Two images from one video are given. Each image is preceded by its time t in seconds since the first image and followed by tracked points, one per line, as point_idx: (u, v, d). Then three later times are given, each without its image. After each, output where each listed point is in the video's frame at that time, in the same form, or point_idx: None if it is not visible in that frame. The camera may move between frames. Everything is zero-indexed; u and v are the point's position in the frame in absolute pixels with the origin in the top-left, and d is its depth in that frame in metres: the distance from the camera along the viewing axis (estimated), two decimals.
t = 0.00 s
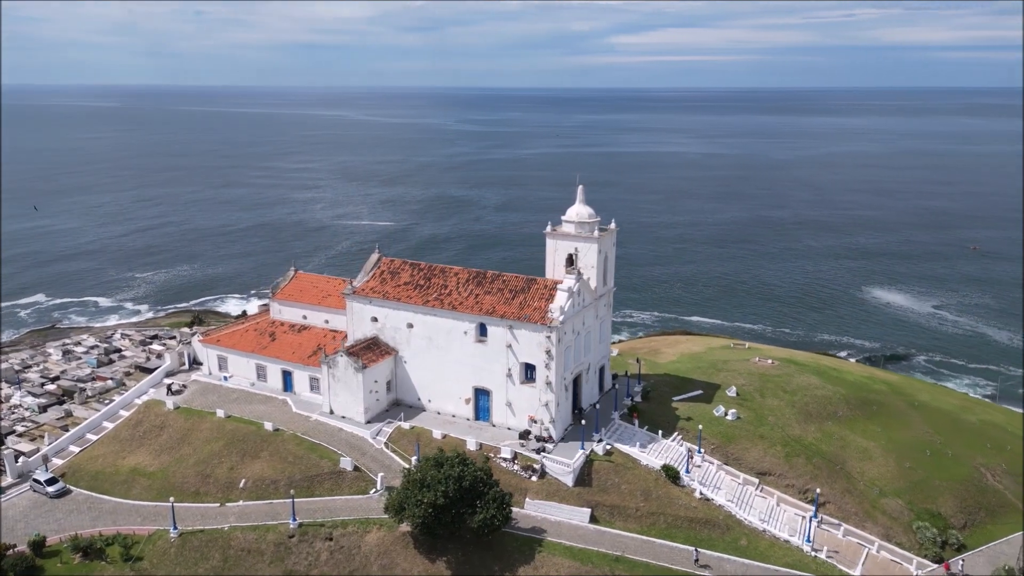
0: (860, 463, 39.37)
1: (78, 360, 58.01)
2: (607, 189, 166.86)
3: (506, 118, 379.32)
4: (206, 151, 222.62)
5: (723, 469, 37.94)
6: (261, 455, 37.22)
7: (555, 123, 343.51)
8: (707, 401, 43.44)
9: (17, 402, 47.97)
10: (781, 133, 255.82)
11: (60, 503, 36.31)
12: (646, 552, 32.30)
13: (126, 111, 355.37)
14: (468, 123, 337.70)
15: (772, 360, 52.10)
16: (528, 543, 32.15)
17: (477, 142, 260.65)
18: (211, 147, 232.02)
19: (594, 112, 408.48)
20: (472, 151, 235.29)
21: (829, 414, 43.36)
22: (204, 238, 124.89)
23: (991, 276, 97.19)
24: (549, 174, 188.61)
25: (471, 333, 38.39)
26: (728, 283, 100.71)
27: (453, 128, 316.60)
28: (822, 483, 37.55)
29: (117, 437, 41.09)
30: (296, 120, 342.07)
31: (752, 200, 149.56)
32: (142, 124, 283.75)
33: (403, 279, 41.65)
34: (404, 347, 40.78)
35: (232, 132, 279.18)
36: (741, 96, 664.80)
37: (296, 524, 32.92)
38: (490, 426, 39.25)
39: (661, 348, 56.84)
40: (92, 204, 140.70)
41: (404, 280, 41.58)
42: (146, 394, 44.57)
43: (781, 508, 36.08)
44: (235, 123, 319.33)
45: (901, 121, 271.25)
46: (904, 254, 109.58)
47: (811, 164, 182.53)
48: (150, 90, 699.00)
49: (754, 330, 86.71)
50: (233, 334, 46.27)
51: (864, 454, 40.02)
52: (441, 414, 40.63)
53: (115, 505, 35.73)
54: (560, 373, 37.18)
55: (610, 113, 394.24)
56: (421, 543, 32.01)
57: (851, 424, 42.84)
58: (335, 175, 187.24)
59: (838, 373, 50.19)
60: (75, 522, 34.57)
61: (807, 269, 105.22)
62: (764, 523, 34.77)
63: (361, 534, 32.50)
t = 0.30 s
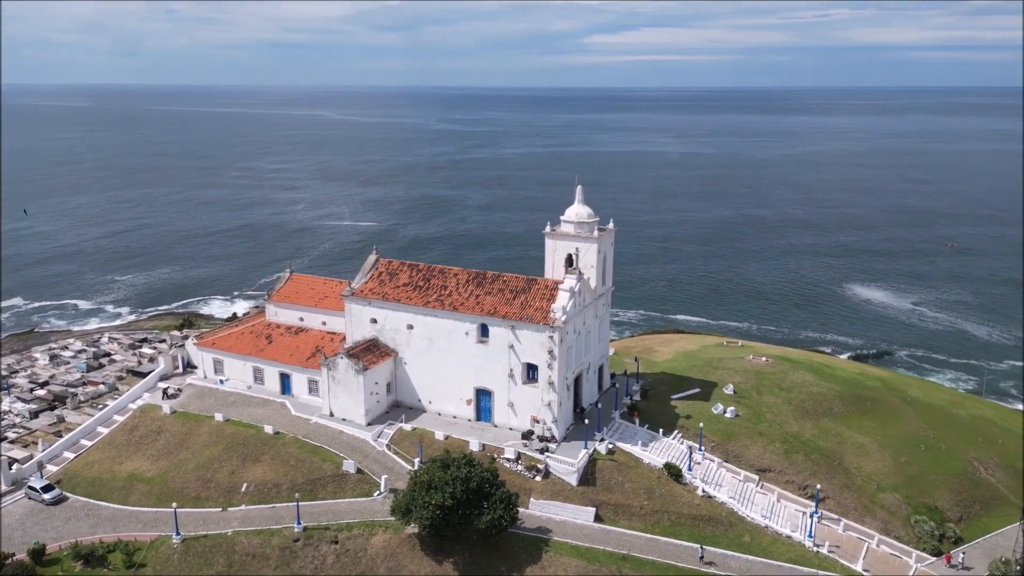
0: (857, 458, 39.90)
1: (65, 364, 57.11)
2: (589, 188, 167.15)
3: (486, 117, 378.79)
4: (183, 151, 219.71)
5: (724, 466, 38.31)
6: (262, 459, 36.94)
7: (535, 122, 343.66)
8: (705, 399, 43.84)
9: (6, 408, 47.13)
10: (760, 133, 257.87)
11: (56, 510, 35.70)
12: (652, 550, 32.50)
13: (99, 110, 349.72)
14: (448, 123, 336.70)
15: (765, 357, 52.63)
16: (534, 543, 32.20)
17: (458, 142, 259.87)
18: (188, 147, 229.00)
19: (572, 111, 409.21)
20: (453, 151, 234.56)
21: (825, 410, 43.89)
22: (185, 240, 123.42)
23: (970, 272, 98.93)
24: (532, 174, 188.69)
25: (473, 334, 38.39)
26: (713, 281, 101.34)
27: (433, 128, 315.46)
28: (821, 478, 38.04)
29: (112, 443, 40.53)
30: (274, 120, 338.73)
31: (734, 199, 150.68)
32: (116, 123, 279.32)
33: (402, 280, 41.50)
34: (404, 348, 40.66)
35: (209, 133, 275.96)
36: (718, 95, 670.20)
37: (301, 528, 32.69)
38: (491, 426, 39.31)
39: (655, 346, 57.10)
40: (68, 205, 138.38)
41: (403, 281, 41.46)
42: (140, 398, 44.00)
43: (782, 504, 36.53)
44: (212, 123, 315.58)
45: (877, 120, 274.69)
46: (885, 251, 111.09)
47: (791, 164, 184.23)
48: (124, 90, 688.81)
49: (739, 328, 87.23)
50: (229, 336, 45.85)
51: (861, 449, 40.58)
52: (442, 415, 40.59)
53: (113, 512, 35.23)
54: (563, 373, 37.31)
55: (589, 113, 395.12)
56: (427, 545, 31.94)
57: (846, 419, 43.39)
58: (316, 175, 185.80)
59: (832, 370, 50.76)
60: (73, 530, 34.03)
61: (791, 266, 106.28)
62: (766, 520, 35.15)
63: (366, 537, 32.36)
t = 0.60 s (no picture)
0: (854, 453, 40.50)
1: (53, 369, 56.16)
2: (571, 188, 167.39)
3: (465, 116, 377.80)
4: (159, 151, 216.59)
5: (725, 464, 38.72)
6: (264, 462, 36.65)
7: (515, 121, 343.49)
8: (704, 397, 44.27)
9: None
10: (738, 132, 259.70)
11: (54, 518, 35.15)
12: (657, 548, 32.69)
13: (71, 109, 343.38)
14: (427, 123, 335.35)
15: (759, 354, 53.15)
16: (541, 542, 32.28)
17: (438, 142, 258.81)
18: (164, 147, 225.74)
19: (551, 110, 409.31)
20: (434, 151, 233.60)
21: (821, 406, 44.46)
22: (165, 242, 121.77)
23: (949, 269, 100.57)
24: (514, 174, 188.61)
25: (474, 334, 38.39)
26: (697, 279, 101.96)
27: (412, 127, 313.99)
28: (820, 474, 38.58)
29: (108, 448, 39.92)
30: (251, 120, 335.05)
31: (715, 198, 151.79)
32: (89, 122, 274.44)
33: (401, 281, 41.37)
34: (404, 350, 40.55)
35: (185, 132, 272.40)
36: (696, 93, 673.93)
37: (306, 532, 32.47)
38: (493, 427, 39.35)
39: (649, 345, 57.43)
40: (43, 206, 135.87)
41: (402, 282, 41.32)
42: (136, 403, 43.45)
43: (782, 500, 36.96)
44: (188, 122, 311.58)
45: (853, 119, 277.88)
46: (865, 249, 112.53)
47: (770, 163, 185.84)
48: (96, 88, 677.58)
49: (725, 326, 87.81)
50: (224, 339, 45.40)
51: (857, 444, 41.20)
52: (443, 416, 40.55)
53: (113, 519, 34.75)
54: (565, 373, 37.45)
55: (568, 112, 395.58)
56: (434, 546, 31.88)
57: (842, 415, 43.97)
58: (296, 176, 184.10)
59: (825, 366, 51.40)
60: (73, 537, 33.53)
61: (775, 264, 107.29)
62: (768, 516, 35.51)
63: (372, 539, 32.18)
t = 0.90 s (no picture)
0: (851, 449, 41.07)
1: (40, 374, 55.18)
2: (553, 188, 167.52)
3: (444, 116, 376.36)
4: (134, 152, 213.26)
5: (725, 461, 39.13)
6: (266, 466, 36.36)
7: (494, 121, 342.96)
8: (702, 395, 44.72)
9: None
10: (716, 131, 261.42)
11: (51, 525, 34.56)
12: (662, 546, 32.92)
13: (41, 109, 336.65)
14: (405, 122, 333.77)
15: (753, 352, 53.67)
16: (548, 542, 32.37)
17: (418, 142, 257.59)
18: (139, 148, 222.27)
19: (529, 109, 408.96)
20: (413, 151, 232.44)
21: (816, 403, 44.99)
22: (145, 244, 120.03)
23: (929, 266, 102.06)
24: (496, 173, 188.50)
25: (476, 335, 38.38)
26: (682, 278, 102.54)
27: (391, 127, 312.37)
28: (818, 470, 39.10)
29: (104, 454, 39.30)
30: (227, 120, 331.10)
31: (697, 197, 152.79)
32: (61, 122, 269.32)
33: (400, 283, 41.23)
34: (405, 351, 40.45)
35: (160, 133, 268.49)
36: (673, 92, 677.14)
37: (312, 535, 32.28)
38: (495, 427, 39.40)
39: (642, 344, 57.77)
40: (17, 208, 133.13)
41: (401, 283, 41.17)
42: (131, 407, 42.86)
43: (783, 496, 37.40)
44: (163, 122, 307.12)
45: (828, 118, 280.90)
46: (847, 246, 113.86)
47: (748, 163, 187.40)
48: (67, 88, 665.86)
49: (710, 324, 88.30)
50: (220, 342, 44.93)
51: (853, 440, 41.79)
52: (444, 417, 40.52)
53: (113, 526, 34.27)
54: (567, 372, 37.59)
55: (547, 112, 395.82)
56: (441, 548, 31.85)
57: (837, 412, 44.53)
58: (275, 176, 182.17)
59: (818, 364, 51.98)
60: (72, 545, 32.99)
61: (759, 262, 108.27)
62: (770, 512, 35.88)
63: (378, 542, 32.06)
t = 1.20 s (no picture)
0: (847, 445, 41.68)
1: (28, 379, 54.20)
2: (536, 188, 167.64)
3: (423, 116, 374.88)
4: (110, 153, 209.97)
5: (726, 459, 39.52)
6: (268, 470, 36.08)
7: (473, 120, 342.30)
8: (700, 393, 45.16)
9: None
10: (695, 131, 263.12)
11: (49, 534, 33.95)
12: (668, 544, 33.14)
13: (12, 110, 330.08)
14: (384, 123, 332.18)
15: (747, 350, 54.21)
16: (554, 542, 32.46)
17: (398, 142, 256.27)
18: (115, 149, 218.89)
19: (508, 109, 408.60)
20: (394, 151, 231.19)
21: (811, 400, 45.56)
22: (126, 247, 118.28)
23: (909, 263, 103.55)
24: (479, 173, 188.36)
25: (478, 336, 38.38)
26: (668, 277, 103.08)
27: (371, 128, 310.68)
28: (817, 466, 39.65)
29: (100, 460, 38.67)
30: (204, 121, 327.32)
31: (679, 196, 153.79)
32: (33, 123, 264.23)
33: (399, 284, 41.09)
34: (405, 353, 40.32)
35: (136, 133, 264.62)
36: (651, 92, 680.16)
37: (318, 539, 32.08)
38: (497, 428, 39.43)
39: (636, 342, 58.06)
40: None
41: (400, 285, 41.02)
42: (126, 413, 42.25)
43: (783, 492, 37.87)
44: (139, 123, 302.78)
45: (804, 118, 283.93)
46: (828, 244, 115.20)
47: (728, 162, 188.94)
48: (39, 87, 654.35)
49: (696, 323, 88.92)
50: (216, 345, 44.45)
51: (849, 436, 42.41)
52: (446, 419, 40.48)
53: (114, 534, 33.78)
54: (569, 372, 37.72)
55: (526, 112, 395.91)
56: (448, 550, 31.83)
57: (832, 408, 45.13)
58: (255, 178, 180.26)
59: (811, 361, 52.60)
60: (73, 554, 32.42)
61: (743, 261, 109.23)
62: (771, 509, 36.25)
63: (385, 545, 31.96)
